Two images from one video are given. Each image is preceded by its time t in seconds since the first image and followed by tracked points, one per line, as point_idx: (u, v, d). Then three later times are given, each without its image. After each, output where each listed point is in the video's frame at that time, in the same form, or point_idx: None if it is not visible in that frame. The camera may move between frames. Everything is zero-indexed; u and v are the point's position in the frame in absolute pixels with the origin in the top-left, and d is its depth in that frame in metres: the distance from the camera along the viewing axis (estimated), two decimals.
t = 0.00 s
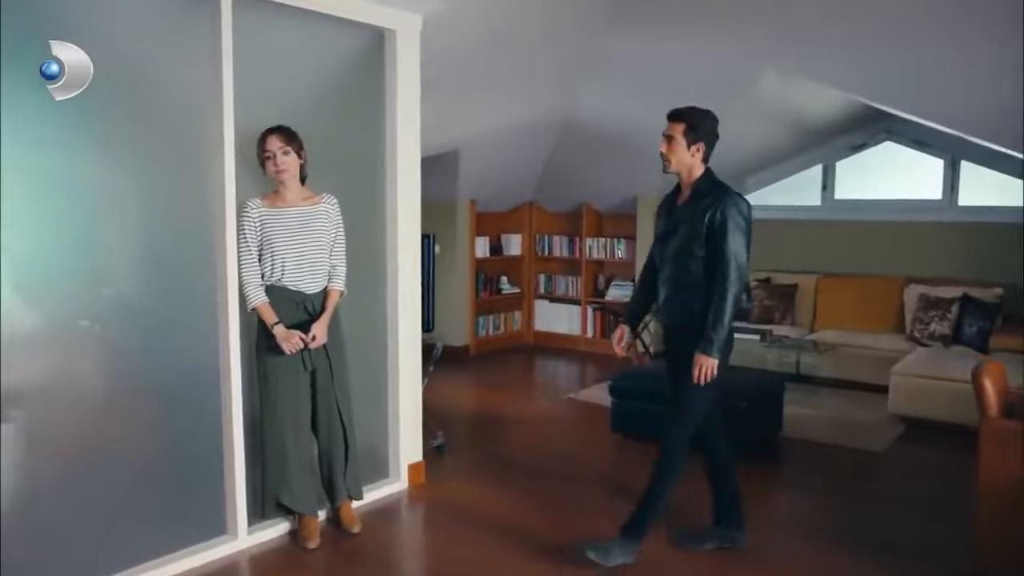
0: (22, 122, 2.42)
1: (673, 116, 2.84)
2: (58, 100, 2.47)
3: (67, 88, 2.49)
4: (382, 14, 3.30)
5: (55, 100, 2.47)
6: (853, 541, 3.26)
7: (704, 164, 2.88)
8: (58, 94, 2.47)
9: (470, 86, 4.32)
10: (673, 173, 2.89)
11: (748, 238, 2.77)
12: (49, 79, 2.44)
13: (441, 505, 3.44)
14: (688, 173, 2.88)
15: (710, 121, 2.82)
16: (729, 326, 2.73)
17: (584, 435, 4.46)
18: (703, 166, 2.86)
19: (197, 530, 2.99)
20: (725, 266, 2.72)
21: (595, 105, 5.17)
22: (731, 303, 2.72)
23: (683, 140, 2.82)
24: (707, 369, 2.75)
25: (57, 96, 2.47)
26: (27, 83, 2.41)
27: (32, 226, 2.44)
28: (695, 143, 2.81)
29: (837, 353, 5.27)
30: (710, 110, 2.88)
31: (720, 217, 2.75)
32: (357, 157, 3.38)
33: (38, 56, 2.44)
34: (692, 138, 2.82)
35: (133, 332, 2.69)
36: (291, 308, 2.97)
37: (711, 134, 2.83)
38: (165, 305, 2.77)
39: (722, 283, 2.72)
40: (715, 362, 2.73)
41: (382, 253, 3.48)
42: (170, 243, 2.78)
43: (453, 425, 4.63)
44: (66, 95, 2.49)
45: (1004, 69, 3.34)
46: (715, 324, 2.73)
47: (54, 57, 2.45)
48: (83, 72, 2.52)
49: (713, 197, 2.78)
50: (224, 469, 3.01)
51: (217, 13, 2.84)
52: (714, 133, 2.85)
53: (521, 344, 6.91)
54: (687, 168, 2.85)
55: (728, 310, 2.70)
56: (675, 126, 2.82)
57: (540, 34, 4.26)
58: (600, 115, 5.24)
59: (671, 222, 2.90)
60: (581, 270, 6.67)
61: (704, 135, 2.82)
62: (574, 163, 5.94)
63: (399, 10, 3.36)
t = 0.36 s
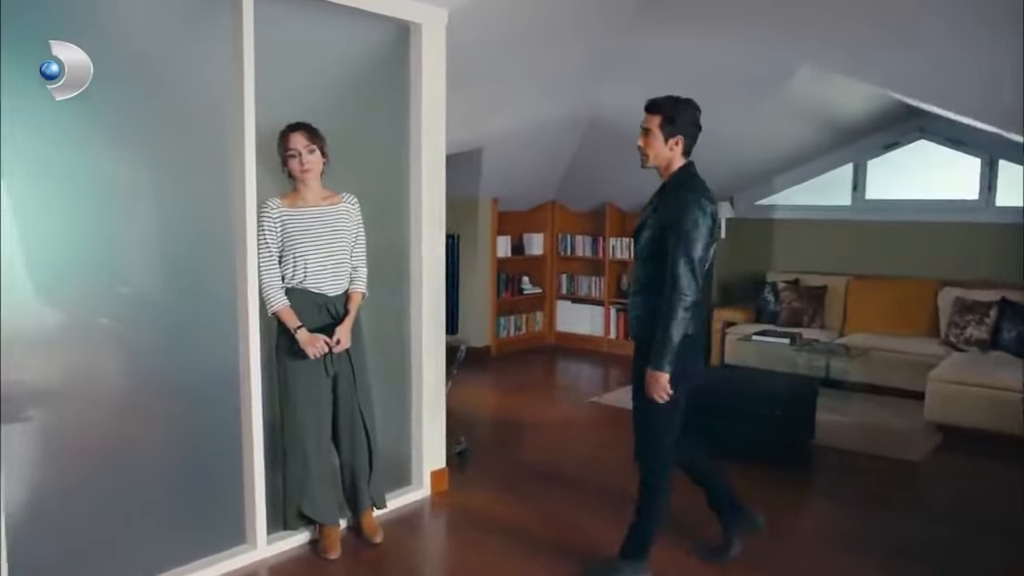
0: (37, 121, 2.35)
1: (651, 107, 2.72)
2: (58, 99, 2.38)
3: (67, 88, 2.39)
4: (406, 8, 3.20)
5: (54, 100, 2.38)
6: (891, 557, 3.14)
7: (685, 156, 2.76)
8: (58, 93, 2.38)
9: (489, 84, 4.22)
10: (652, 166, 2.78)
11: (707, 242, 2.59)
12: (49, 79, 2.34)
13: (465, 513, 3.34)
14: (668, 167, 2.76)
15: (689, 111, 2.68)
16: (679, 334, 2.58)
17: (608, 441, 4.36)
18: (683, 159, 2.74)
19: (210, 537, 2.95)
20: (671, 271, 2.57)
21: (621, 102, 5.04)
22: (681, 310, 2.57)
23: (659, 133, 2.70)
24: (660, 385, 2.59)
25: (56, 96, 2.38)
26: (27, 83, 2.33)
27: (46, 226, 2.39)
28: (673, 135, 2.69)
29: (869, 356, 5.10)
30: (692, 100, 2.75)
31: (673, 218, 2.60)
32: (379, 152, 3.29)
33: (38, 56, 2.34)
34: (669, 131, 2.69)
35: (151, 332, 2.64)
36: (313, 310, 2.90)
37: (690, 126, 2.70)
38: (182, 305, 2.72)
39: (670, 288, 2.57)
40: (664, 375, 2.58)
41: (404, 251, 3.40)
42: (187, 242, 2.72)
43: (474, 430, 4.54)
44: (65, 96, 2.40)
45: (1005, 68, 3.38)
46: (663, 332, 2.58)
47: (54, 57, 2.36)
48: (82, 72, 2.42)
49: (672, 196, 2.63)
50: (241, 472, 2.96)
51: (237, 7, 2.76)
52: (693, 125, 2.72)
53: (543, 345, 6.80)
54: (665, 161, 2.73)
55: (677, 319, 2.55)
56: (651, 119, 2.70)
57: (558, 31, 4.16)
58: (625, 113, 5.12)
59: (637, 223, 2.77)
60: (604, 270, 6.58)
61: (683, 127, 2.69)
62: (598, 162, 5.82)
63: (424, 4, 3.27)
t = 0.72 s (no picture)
0: (45, 118, 2.30)
1: (628, 100, 2.56)
2: (59, 100, 2.31)
3: (68, 88, 2.32)
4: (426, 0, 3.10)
5: (55, 100, 2.31)
6: None
7: (668, 150, 2.59)
8: (58, 93, 2.31)
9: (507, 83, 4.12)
10: (633, 161, 2.62)
11: (673, 240, 2.47)
12: (49, 79, 2.28)
13: (481, 524, 3.24)
14: (651, 162, 2.60)
15: (666, 102, 2.50)
16: (611, 328, 2.47)
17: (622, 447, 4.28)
18: (665, 153, 2.57)
19: (222, 542, 2.89)
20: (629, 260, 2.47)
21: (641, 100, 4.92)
22: (620, 303, 2.46)
23: (636, 126, 2.54)
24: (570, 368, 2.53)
25: (57, 96, 2.30)
26: (26, 83, 2.26)
27: (55, 224, 2.33)
28: (651, 130, 2.53)
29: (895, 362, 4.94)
30: (674, 89, 2.56)
31: (642, 209, 2.49)
32: (396, 149, 3.18)
33: (38, 55, 2.28)
34: (647, 124, 2.53)
35: (162, 333, 2.58)
36: (329, 313, 2.78)
37: (668, 119, 2.52)
38: (193, 305, 2.66)
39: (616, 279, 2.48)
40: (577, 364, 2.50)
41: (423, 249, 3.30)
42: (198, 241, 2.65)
43: (489, 435, 4.44)
44: (66, 96, 2.33)
45: None
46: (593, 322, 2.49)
47: (54, 57, 2.29)
48: (83, 72, 2.35)
49: (647, 189, 2.52)
50: (252, 474, 2.91)
51: None
52: (674, 117, 2.54)
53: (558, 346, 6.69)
54: (646, 156, 2.58)
55: (612, 310, 2.44)
56: (628, 112, 2.55)
57: (576, 27, 4.05)
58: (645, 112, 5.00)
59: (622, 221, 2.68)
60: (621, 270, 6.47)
61: (662, 120, 2.52)
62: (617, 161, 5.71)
63: None
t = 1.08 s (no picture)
0: (48, 118, 2.28)
1: (603, 103, 2.53)
2: (59, 99, 2.30)
3: (69, 88, 2.31)
4: None
5: (55, 101, 2.29)
6: None
7: (643, 154, 2.55)
8: (59, 93, 2.29)
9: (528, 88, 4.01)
10: (607, 166, 2.58)
11: (671, 250, 2.43)
12: (50, 79, 2.26)
13: (498, 540, 3.15)
14: (626, 169, 2.57)
15: (640, 105, 2.49)
16: (636, 356, 2.42)
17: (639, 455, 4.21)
18: (639, 157, 2.54)
19: (228, 545, 2.88)
20: (634, 282, 2.40)
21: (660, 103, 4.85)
22: (638, 327, 2.40)
23: (610, 130, 2.51)
24: (611, 406, 2.48)
25: (57, 96, 2.29)
26: (28, 84, 2.24)
27: (60, 228, 2.32)
28: (624, 132, 2.49)
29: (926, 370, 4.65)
30: (650, 94, 2.55)
31: (632, 222, 2.42)
32: (410, 152, 3.09)
33: (38, 55, 2.26)
34: (622, 129, 2.51)
35: (168, 338, 2.59)
36: (344, 322, 2.66)
37: (643, 122, 2.50)
38: (199, 308, 2.66)
39: (627, 302, 2.41)
40: (614, 398, 2.46)
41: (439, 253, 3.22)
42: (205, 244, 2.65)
43: (501, 439, 4.38)
44: (66, 96, 2.31)
45: None
46: (618, 353, 2.43)
47: (55, 57, 2.27)
48: (84, 72, 2.34)
49: (632, 199, 2.45)
50: (262, 475, 2.91)
51: None
52: (649, 121, 2.51)
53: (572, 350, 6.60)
54: (621, 162, 2.55)
55: (632, 337, 2.39)
56: (603, 116, 2.53)
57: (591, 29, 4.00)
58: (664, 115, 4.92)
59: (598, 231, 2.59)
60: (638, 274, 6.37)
61: (636, 123, 2.49)
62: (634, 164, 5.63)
63: None
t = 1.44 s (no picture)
0: (49, 115, 2.17)
1: (585, 101, 2.62)
2: (59, 100, 2.17)
3: (69, 89, 2.19)
4: None
5: (55, 101, 2.17)
6: None
7: (625, 155, 2.65)
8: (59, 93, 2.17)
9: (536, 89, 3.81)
10: (589, 165, 2.68)
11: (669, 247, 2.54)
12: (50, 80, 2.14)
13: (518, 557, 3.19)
14: (609, 166, 2.66)
15: (622, 102, 2.57)
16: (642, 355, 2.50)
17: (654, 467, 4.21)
18: (623, 156, 2.63)
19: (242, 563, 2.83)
20: (638, 277, 2.49)
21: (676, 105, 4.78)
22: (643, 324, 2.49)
23: (592, 128, 2.61)
24: (622, 413, 2.51)
25: (57, 96, 2.17)
26: (28, 82, 2.13)
27: (65, 228, 2.21)
28: (608, 130, 2.59)
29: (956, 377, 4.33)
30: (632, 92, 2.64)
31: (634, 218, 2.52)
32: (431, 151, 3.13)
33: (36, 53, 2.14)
34: (604, 128, 2.60)
35: (178, 349, 2.47)
36: (365, 332, 2.77)
37: (627, 119, 2.59)
38: (211, 316, 2.55)
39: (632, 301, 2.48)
40: (626, 402, 2.50)
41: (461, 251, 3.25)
42: (218, 246, 2.55)
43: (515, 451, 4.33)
44: (66, 96, 2.19)
45: None
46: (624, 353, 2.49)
47: (54, 56, 2.14)
48: (84, 72, 2.22)
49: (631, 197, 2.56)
50: (276, 483, 2.84)
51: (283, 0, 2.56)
52: (632, 118, 2.60)
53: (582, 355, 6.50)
54: (603, 160, 2.65)
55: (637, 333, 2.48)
56: (584, 114, 2.61)
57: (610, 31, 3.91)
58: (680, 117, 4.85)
59: (582, 230, 2.69)
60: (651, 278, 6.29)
61: (619, 121, 2.58)
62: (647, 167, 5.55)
63: None
